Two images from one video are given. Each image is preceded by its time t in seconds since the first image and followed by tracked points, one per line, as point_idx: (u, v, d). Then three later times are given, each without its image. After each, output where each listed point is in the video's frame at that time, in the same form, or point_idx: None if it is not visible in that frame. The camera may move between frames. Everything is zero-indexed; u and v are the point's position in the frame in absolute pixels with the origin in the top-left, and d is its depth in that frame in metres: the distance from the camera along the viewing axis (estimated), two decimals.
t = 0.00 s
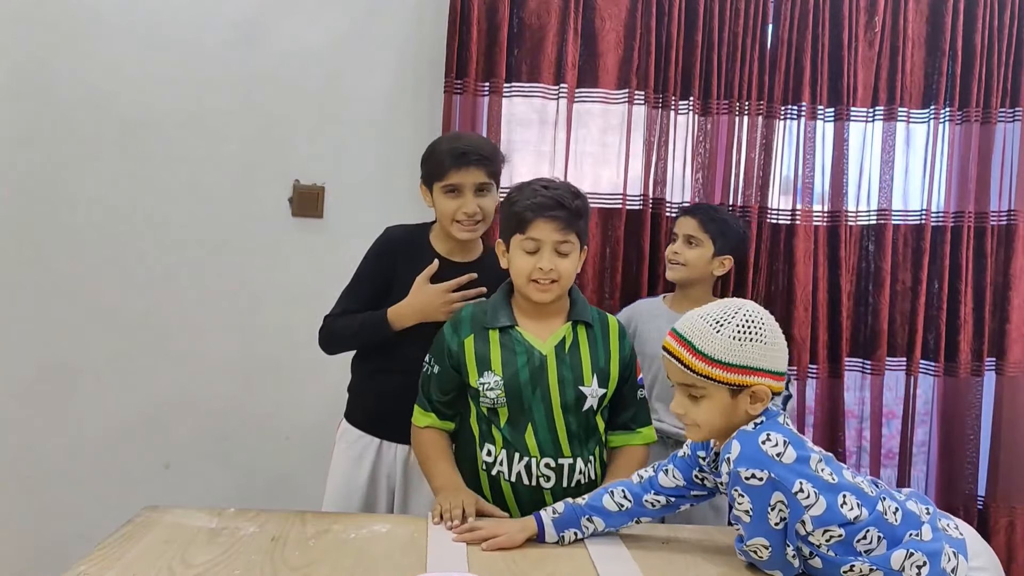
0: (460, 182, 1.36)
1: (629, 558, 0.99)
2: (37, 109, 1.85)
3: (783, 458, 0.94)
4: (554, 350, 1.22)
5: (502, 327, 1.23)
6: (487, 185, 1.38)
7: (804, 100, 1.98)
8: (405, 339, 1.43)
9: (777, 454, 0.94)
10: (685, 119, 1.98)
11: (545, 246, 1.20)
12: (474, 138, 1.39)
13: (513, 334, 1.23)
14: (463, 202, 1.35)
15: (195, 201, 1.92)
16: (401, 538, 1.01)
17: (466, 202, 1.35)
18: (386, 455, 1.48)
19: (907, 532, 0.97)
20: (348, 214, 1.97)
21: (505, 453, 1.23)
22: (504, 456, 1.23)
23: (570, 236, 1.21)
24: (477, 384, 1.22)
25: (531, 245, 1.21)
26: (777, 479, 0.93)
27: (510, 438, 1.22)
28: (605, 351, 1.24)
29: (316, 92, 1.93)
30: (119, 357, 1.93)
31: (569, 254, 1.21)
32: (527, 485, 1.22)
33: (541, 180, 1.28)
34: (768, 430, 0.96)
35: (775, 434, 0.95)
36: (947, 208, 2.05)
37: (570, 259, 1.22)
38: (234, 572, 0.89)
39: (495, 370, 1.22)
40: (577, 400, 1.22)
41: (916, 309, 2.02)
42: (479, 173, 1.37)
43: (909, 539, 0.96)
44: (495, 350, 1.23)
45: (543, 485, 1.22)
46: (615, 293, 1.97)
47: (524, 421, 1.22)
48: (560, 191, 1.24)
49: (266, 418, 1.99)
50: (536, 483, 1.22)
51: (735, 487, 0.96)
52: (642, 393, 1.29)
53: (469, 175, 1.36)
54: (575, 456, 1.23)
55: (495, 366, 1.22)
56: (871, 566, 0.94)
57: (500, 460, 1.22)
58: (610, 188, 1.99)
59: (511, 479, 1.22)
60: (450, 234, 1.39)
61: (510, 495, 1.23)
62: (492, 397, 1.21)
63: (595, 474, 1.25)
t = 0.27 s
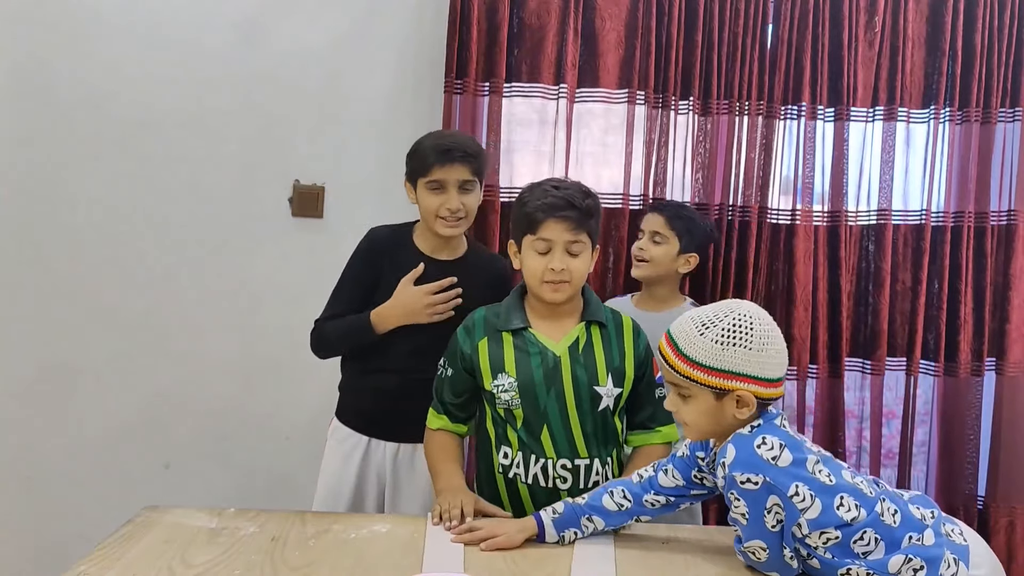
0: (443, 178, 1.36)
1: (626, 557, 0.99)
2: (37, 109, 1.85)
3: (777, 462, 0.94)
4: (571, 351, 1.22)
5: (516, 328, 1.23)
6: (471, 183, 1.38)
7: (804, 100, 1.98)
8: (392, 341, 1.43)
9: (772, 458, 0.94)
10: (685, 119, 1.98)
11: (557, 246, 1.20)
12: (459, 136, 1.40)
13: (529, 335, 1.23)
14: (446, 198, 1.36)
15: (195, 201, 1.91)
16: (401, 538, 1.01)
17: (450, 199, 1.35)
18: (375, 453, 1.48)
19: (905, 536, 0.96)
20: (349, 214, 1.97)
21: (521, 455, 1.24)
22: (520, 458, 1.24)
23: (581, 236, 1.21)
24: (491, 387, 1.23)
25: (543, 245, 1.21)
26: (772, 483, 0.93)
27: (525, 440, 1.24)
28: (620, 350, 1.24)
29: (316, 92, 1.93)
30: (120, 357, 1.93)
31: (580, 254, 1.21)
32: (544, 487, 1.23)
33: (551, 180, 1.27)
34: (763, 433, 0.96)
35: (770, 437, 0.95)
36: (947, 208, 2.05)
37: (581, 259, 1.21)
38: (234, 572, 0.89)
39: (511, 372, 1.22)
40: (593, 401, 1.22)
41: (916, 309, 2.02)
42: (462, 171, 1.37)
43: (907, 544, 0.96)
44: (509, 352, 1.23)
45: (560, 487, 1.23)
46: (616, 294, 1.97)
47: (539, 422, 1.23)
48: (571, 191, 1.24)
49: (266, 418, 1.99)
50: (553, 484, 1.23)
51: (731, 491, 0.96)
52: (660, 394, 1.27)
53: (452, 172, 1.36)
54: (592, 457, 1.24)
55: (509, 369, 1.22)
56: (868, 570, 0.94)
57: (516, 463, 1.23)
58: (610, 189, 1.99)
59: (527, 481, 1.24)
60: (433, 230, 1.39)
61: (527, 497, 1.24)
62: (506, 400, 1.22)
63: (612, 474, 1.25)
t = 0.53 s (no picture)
0: (397, 179, 1.36)
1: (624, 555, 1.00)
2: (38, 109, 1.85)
3: (766, 464, 0.94)
4: (570, 353, 1.23)
5: (521, 327, 1.24)
6: (424, 185, 1.39)
7: (804, 100, 1.98)
8: (352, 334, 1.41)
9: (760, 460, 0.94)
10: (685, 119, 1.98)
11: (558, 251, 1.20)
12: (414, 139, 1.40)
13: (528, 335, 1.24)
14: (400, 200, 1.36)
15: (195, 201, 1.91)
16: (401, 538, 1.01)
17: (404, 200, 1.35)
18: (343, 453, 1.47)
19: (898, 530, 0.96)
20: (349, 214, 1.97)
21: (517, 453, 1.24)
22: (516, 456, 1.24)
23: (582, 241, 1.20)
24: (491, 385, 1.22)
25: (544, 249, 1.21)
26: (761, 485, 0.94)
27: (521, 439, 1.24)
28: (622, 354, 1.23)
29: (316, 92, 1.93)
30: (119, 357, 1.93)
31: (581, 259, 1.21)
32: (537, 486, 1.23)
33: (554, 182, 1.26)
34: (751, 435, 0.97)
35: (758, 439, 0.96)
36: (947, 208, 2.05)
37: (583, 264, 1.21)
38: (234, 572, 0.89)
39: (511, 371, 1.22)
40: (592, 403, 1.22)
41: (916, 309, 2.02)
42: (416, 173, 1.37)
43: (900, 537, 0.96)
44: (512, 350, 1.23)
45: (554, 487, 1.23)
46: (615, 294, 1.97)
47: (536, 421, 1.23)
48: (575, 196, 1.22)
49: (266, 418, 1.99)
50: (546, 484, 1.23)
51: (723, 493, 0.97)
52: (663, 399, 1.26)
53: (406, 174, 1.36)
54: (589, 459, 1.24)
55: (510, 366, 1.22)
56: (864, 568, 0.94)
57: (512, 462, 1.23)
58: (609, 189, 1.99)
59: (521, 479, 1.24)
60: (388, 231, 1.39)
61: (520, 496, 1.25)
62: (506, 397, 1.22)
63: (609, 477, 1.25)
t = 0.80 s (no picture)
0: (360, 182, 1.36)
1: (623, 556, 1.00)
2: (37, 109, 1.85)
3: (763, 463, 0.94)
4: (567, 352, 1.23)
5: (519, 326, 1.24)
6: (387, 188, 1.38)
7: (804, 100, 1.98)
8: (322, 326, 1.42)
9: (758, 460, 0.94)
10: (685, 119, 1.98)
11: (554, 252, 1.19)
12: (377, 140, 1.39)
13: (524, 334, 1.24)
14: (363, 202, 1.36)
15: (194, 201, 1.91)
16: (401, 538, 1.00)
17: (366, 203, 1.36)
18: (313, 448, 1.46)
19: (898, 534, 0.96)
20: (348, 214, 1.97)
21: (511, 451, 1.25)
22: (510, 454, 1.25)
23: (578, 244, 1.20)
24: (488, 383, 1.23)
25: (540, 251, 1.21)
26: (758, 483, 0.93)
27: (515, 437, 1.24)
28: (619, 355, 1.23)
29: (316, 92, 1.93)
30: (118, 357, 1.92)
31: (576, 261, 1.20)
32: (530, 484, 1.24)
33: (552, 184, 1.25)
34: (750, 435, 0.97)
35: (756, 439, 0.96)
36: (947, 208, 2.05)
37: (580, 265, 1.21)
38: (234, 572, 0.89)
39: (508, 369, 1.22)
40: (588, 403, 1.23)
41: (916, 309, 2.02)
42: (379, 175, 1.37)
43: (898, 542, 0.96)
44: (510, 348, 1.23)
45: (546, 485, 1.24)
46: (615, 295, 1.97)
47: (531, 419, 1.23)
48: (572, 198, 1.21)
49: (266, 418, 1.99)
50: (538, 482, 1.24)
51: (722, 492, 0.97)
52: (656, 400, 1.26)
53: (370, 177, 1.36)
54: (583, 458, 1.24)
55: (508, 364, 1.22)
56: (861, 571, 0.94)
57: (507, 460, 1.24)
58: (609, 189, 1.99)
59: (513, 477, 1.24)
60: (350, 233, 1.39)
61: (512, 493, 1.25)
62: (503, 396, 1.22)
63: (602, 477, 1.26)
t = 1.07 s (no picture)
0: (358, 182, 1.36)
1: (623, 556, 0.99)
2: (37, 109, 1.85)
3: (764, 461, 0.94)
4: (563, 351, 1.23)
5: (515, 326, 1.24)
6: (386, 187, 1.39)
7: (804, 100, 1.98)
8: (319, 324, 1.42)
9: (758, 457, 0.94)
10: (685, 119, 1.98)
11: (546, 251, 1.19)
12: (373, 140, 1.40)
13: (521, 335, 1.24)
14: (362, 202, 1.37)
15: (194, 201, 1.91)
16: (401, 538, 1.01)
17: (366, 202, 1.37)
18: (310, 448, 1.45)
19: (898, 537, 0.96)
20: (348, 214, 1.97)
21: (507, 450, 1.25)
22: (507, 453, 1.25)
23: (572, 241, 1.19)
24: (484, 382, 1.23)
25: (533, 250, 1.21)
26: (758, 481, 0.94)
27: (512, 436, 1.24)
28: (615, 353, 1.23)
29: (316, 92, 1.93)
30: (118, 357, 1.92)
31: (569, 258, 1.20)
32: (527, 483, 1.24)
33: (544, 184, 1.25)
34: (751, 433, 0.97)
35: (757, 436, 0.96)
36: (947, 208, 2.04)
37: (573, 263, 1.20)
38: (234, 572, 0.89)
39: (504, 368, 1.22)
40: (584, 401, 1.23)
41: (916, 309, 2.02)
42: (378, 175, 1.38)
43: (898, 544, 0.96)
44: (506, 348, 1.23)
45: (543, 484, 1.24)
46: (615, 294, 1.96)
47: (528, 418, 1.23)
48: (563, 196, 1.21)
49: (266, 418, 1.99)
50: (535, 481, 1.24)
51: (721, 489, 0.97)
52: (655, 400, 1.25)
53: (369, 176, 1.36)
54: (580, 457, 1.24)
55: (503, 364, 1.22)
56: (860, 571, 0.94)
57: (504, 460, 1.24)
58: (609, 189, 2.00)
59: (511, 476, 1.24)
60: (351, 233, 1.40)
61: (510, 492, 1.25)
62: (499, 396, 1.22)
63: (599, 476, 1.25)
